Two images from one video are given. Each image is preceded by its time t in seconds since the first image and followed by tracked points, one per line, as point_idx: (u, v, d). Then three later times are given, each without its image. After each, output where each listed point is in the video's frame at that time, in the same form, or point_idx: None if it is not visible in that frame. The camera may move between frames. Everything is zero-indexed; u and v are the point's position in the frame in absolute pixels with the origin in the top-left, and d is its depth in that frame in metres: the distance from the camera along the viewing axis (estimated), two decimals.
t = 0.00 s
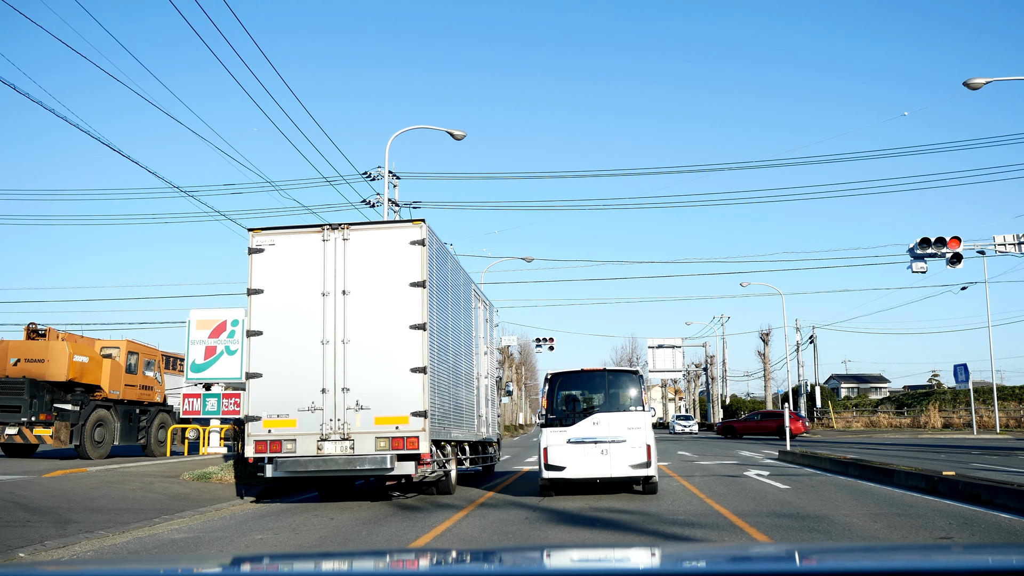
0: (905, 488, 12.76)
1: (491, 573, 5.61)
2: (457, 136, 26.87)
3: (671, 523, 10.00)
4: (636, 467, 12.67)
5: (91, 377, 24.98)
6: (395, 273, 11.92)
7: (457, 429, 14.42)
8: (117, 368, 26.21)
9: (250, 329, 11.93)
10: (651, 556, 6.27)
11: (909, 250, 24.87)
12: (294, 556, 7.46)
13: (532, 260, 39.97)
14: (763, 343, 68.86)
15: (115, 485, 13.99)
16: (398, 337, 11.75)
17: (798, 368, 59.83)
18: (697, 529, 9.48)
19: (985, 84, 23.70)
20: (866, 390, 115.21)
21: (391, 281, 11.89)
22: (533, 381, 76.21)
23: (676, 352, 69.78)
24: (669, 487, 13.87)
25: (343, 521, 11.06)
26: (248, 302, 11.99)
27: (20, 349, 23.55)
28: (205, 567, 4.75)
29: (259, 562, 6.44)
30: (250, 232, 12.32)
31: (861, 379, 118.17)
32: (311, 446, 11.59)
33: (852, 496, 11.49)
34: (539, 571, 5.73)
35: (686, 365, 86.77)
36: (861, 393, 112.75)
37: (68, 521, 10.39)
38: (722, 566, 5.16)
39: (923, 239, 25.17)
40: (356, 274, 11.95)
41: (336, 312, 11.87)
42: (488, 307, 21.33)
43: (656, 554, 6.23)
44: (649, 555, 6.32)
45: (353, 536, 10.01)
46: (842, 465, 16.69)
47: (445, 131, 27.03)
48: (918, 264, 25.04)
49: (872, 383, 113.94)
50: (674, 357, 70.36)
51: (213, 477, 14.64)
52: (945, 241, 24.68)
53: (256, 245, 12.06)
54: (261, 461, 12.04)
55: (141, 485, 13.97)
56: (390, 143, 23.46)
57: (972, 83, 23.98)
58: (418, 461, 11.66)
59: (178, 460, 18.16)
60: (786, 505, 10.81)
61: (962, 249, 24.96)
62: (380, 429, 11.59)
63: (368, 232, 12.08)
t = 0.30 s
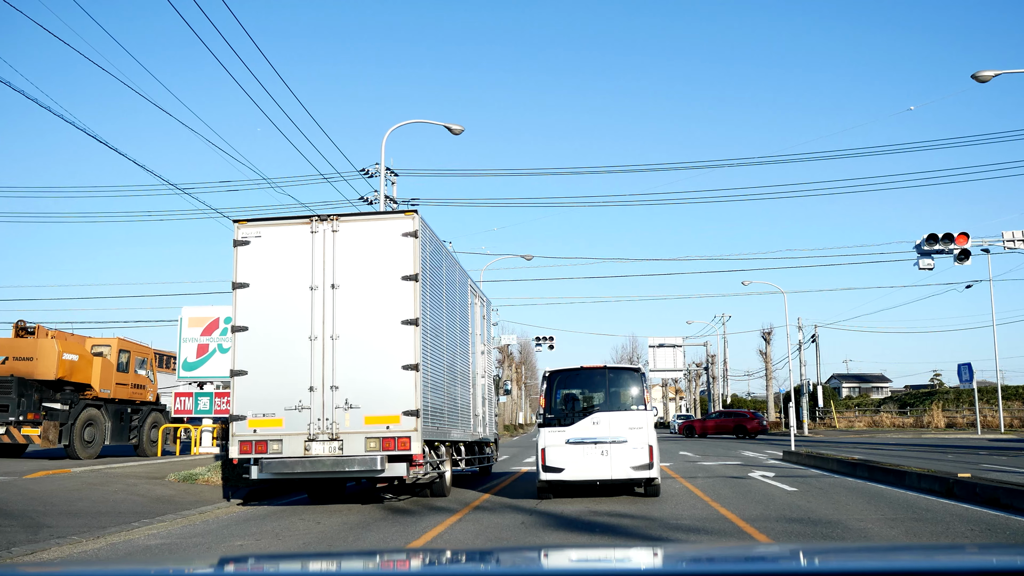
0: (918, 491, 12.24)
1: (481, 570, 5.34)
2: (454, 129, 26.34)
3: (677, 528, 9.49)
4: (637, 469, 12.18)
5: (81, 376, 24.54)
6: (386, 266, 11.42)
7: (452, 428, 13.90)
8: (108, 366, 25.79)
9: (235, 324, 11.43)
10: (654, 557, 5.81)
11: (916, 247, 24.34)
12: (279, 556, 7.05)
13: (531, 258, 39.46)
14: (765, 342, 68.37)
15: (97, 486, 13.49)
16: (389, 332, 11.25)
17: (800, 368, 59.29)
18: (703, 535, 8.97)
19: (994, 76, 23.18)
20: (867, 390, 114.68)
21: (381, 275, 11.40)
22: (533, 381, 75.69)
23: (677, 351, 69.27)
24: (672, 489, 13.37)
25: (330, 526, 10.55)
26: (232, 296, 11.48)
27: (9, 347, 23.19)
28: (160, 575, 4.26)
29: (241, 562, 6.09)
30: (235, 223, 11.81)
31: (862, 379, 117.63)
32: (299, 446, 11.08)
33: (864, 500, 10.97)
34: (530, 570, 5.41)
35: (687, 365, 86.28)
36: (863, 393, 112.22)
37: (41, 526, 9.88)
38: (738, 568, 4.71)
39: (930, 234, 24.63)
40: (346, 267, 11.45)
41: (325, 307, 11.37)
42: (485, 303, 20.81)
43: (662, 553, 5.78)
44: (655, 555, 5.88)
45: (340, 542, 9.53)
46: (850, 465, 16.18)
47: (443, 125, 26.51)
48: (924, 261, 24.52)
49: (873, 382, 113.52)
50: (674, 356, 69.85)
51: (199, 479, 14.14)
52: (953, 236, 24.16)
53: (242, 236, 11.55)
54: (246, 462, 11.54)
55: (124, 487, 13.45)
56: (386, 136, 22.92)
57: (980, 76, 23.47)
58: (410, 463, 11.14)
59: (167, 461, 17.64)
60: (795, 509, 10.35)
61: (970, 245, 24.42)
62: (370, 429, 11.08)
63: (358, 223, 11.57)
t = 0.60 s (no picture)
0: (931, 493, 11.77)
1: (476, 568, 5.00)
2: (451, 124, 25.87)
3: (680, 533, 9.02)
4: (639, 471, 11.70)
5: (72, 375, 24.09)
6: (377, 258, 10.95)
7: (448, 428, 13.44)
8: (100, 365, 25.34)
9: (219, 320, 10.96)
10: (656, 558, 5.36)
11: (922, 243, 23.89)
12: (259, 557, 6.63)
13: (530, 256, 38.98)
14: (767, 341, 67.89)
15: (79, 488, 13.01)
16: (380, 329, 10.78)
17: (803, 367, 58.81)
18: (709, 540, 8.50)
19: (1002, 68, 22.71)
20: (869, 389, 114.17)
21: (372, 268, 10.93)
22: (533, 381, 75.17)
23: (678, 350, 68.79)
24: (674, 492, 12.90)
25: (316, 531, 10.08)
26: (217, 291, 11.01)
27: None
28: None
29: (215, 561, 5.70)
30: (221, 215, 11.34)
31: (864, 378, 117.11)
32: (285, 447, 10.61)
33: (876, 503, 10.48)
34: (526, 568, 5.08)
35: (688, 365, 85.79)
36: (864, 392, 111.69)
37: (13, 531, 9.42)
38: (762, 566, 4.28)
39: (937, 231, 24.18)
40: (335, 260, 10.98)
41: (314, 302, 10.90)
42: (482, 300, 20.34)
43: (664, 553, 5.33)
44: (657, 555, 5.43)
45: (327, 547, 9.08)
46: (858, 466, 15.71)
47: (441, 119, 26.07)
48: (931, 258, 24.07)
49: (875, 382, 112.98)
50: (675, 356, 69.36)
51: (186, 481, 13.67)
52: (959, 233, 23.70)
53: (227, 228, 11.08)
54: (231, 464, 11.08)
55: (106, 489, 12.97)
56: (381, 131, 22.32)
57: (988, 68, 23.01)
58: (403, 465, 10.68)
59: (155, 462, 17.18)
60: (804, 512, 9.91)
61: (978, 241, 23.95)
62: (360, 430, 10.62)
63: (348, 214, 11.12)
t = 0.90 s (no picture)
0: (943, 495, 11.34)
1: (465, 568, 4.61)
2: (449, 118, 25.40)
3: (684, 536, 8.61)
4: (641, 473, 11.27)
5: (63, 373, 23.65)
6: (368, 251, 10.52)
7: (443, 427, 13.01)
8: (91, 364, 24.89)
9: (204, 315, 10.53)
10: (659, 557, 4.93)
11: (928, 240, 23.45)
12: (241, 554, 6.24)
13: (529, 253, 38.52)
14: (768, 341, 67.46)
15: (61, 490, 12.57)
16: (371, 324, 10.35)
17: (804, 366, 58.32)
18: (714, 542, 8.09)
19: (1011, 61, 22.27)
20: (870, 389, 113.72)
21: (361, 261, 10.51)
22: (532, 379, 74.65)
23: (678, 349, 68.35)
24: (677, 495, 12.45)
25: (303, 536, 9.64)
26: (201, 285, 10.58)
27: None
28: None
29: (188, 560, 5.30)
30: (205, 206, 10.91)
31: (865, 378, 116.65)
32: (272, 448, 10.19)
33: (889, 506, 10.04)
34: (522, 567, 4.70)
35: (688, 365, 85.33)
36: (866, 392, 111.23)
37: None
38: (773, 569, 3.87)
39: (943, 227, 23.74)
40: (324, 253, 10.56)
41: (302, 297, 10.47)
42: (479, 297, 19.90)
43: (668, 553, 4.89)
44: (659, 555, 4.99)
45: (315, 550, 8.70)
46: (864, 466, 15.27)
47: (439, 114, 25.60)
48: (937, 253, 23.64)
49: (876, 382, 112.53)
50: (675, 355, 68.92)
51: (172, 482, 13.24)
52: (966, 229, 23.28)
53: (211, 220, 10.65)
54: (216, 466, 10.65)
55: (89, 491, 12.53)
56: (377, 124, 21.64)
57: (996, 61, 22.57)
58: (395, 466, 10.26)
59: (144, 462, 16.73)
60: (814, 515, 9.50)
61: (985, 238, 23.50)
62: (349, 430, 10.19)
63: (337, 205, 10.68)
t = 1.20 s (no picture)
0: (955, 498, 10.96)
1: (458, 566, 4.26)
2: (446, 114, 25.02)
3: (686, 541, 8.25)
4: (643, 474, 10.90)
5: (56, 373, 23.29)
6: (359, 244, 10.14)
7: (438, 428, 12.61)
8: (85, 363, 24.53)
9: (189, 311, 10.15)
10: (661, 559, 4.54)
11: (934, 236, 23.07)
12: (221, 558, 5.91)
13: (528, 251, 38.08)
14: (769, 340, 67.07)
15: (44, 492, 12.19)
16: (362, 320, 9.97)
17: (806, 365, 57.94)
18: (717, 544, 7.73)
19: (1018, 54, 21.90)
20: (871, 389, 113.29)
21: (353, 255, 10.13)
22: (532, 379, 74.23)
23: (678, 349, 67.97)
24: (679, 497, 12.07)
25: (290, 540, 9.26)
26: (186, 280, 10.20)
27: None
28: None
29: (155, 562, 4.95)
30: (190, 198, 10.52)
31: (866, 378, 116.23)
32: (258, 449, 9.80)
33: (900, 509, 9.66)
34: (511, 570, 4.33)
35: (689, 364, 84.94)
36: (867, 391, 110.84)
37: None
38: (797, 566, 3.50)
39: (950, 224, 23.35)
40: (314, 246, 10.17)
41: (291, 292, 10.09)
42: (477, 295, 19.52)
43: (669, 555, 4.51)
44: (661, 556, 4.61)
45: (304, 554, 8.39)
46: (871, 467, 14.88)
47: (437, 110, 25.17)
48: (943, 251, 23.27)
49: (877, 381, 112.12)
50: (676, 354, 68.54)
51: (159, 484, 12.86)
52: (972, 225, 22.91)
53: (197, 212, 10.27)
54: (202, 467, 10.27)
55: (73, 493, 12.14)
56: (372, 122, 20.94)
57: (1003, 54, 22.20)
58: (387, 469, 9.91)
59: (133, 463, 16.34)
60: (822, 519, 9.15)
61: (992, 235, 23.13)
62: (339, 430, 9.81)
63: (328, 197, 10.30)
